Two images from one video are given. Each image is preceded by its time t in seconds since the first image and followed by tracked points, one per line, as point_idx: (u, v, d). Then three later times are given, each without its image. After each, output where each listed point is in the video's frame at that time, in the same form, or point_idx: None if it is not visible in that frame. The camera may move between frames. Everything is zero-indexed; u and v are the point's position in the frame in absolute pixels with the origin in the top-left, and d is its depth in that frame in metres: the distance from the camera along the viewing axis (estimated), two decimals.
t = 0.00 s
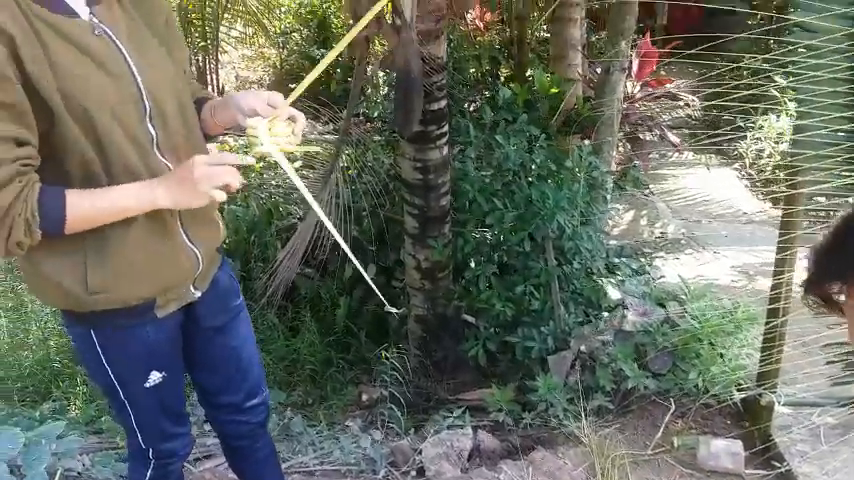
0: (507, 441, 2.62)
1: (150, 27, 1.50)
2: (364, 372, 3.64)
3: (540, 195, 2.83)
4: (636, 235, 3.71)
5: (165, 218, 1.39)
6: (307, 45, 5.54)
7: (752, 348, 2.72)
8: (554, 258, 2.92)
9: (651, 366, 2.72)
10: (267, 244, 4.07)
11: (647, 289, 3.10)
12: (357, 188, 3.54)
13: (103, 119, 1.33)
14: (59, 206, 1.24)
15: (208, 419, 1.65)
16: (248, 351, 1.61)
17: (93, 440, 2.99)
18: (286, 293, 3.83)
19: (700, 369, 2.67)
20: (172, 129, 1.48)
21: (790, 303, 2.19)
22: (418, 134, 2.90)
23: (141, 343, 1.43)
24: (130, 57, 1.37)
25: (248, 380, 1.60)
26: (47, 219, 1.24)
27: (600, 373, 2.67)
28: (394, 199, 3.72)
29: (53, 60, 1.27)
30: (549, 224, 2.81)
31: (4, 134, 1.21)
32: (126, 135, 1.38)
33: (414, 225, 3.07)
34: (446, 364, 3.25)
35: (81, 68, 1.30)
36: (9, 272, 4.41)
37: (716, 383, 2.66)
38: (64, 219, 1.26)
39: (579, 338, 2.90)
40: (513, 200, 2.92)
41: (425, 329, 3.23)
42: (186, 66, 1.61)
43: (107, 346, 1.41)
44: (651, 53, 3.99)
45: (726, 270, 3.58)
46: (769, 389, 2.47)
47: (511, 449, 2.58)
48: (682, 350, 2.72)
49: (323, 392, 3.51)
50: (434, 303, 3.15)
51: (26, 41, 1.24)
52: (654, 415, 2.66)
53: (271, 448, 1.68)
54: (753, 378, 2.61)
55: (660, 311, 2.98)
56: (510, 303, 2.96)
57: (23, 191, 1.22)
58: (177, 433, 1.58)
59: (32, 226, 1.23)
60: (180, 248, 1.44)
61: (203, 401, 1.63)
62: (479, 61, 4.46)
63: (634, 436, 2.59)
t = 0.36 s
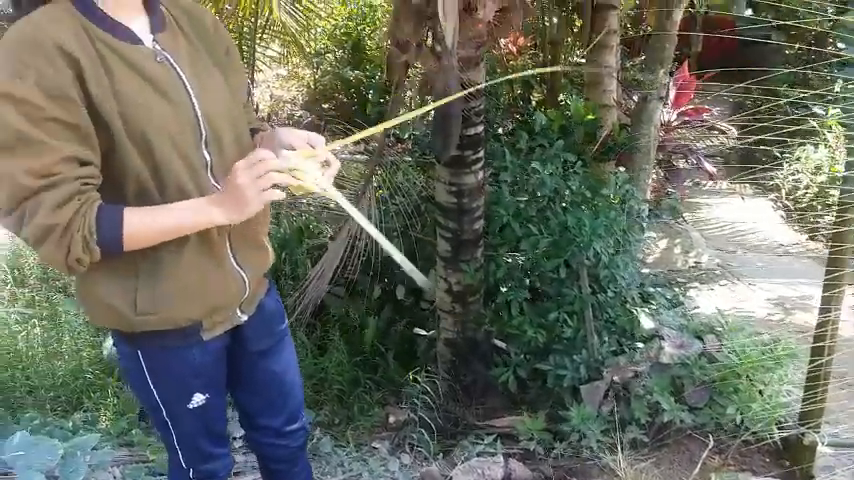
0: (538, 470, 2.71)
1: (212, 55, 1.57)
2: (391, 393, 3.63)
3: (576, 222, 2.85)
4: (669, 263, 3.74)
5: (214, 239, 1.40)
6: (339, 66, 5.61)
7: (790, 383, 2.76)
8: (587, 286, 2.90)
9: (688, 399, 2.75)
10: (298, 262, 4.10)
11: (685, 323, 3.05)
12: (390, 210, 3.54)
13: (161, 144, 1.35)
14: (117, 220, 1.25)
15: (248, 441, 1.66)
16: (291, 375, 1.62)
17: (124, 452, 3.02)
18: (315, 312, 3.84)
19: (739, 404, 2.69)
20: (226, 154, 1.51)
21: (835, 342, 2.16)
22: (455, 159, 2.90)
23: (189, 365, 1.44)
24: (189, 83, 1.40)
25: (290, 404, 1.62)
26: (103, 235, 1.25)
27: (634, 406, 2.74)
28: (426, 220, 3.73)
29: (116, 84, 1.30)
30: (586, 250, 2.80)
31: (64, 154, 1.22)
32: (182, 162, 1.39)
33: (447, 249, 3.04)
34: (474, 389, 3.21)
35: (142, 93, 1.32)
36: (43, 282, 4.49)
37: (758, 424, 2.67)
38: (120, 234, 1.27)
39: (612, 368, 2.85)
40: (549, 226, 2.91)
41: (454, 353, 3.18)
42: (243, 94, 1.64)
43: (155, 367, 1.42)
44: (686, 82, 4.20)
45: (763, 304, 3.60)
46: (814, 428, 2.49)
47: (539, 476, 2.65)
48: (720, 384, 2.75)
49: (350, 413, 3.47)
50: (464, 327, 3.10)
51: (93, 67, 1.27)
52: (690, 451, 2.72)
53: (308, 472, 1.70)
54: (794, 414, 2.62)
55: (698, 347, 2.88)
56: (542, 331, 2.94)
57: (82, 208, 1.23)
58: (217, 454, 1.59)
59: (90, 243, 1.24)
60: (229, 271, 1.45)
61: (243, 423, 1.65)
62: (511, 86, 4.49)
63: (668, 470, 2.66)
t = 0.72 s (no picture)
0: None
1: (249, 77, 1.56)
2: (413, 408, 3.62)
3: (605, 240, 2.82)
4: (695, 282, 3.70)
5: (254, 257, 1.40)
6: (362, 80, 5.66)
7: (820, 408, 2.66)
8: (614, 306, 2.89)
9: (717, 423, 2.69)
10: (320, 275, 4.11)
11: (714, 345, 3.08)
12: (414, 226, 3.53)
13: (205, 163, 1.36)
14: (166, 237, 1.26)
15: (281, 460, 1.67)
16: (326, 394, 1.64)
17: (148, 464, 3.03)
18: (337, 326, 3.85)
19: (770, 430, 2.61)
20: (265, 173, 1.52)
21: None
22: (482, 176, 2.91)
23: (229, 382, 1.45)
24: (231, 103, 1.41)
25: (325, 423, 1.64)
26: (152, 250, 1.26)
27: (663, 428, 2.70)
28: (449, 235, 3.69)
29: (162, 105, 1.30)
30: (615, 269, 2.79)
31: (113, 173, 1.23)
32: (224, 180, 1.40)
33: (472, 265, 3.04)
34: (498, 406, 3.19)
35: (188, 113, 1.33)
36: (68, 291, 4.53)
37: (790, 450, 2.58)
38: (168, 253, 1.27)
39: (637, 387, 2.89)
40: (576, 244, 2.89)
41: (477, 370, 3.18)
42: (280, 113, 1.65)
43: (196, 384, 1.43)
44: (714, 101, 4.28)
45: (790, 325, 3.54)
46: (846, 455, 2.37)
47: None
48: (750, 408, 2.67)
49: (371, 428, 3.44)
50: (488, 344, 3.11)
51: (140, 88, 1.28)
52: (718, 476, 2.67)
53: None
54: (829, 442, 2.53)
55: (728, 369, 2.85)
56: (568, 349, 2.91)
57: (132, 224, 1.24)
58: (254, 473, 1.60)
59: (138, 259, 1.25)
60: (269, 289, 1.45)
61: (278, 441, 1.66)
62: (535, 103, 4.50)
63: None
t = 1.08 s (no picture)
0: None
1: (287, 97, 1.57)
2: (432, 429, 3.59)
3: (633, 264, 2.78)
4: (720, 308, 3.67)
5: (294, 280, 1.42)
6: (385, 99, 5.70)
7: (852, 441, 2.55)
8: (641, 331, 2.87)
9: (746, 452, 2.64)
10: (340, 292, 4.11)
11: (743, 372, 3.05)
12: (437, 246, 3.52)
13: (246, 182, 1.36)
14: (223, 256, 1.25)
15: None
16: (357, 415, 1.64)
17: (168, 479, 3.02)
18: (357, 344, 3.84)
19: (800, 462, 2.50)
20: (301, 194, 1.53)
21: None
22: (508, 197, 2.90)
23: (264, 403, 1.45)
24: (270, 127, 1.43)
25: (357, 445, 1.63)
26: (211, 266, 1.24)
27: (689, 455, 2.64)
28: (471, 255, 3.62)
29: (206, 128, 1.31)
30: (643, 295, 2.74)
31: (166, 188, 1.23)
32: (264, 200, 1.41)
33: (496, 286, 3.02)
34: (519, 429, 3.16)
35: (231, 136, 1.34)
36: (90, 302, 4.55)
37: None
38: (225, 271, 1.26)
39: (660, 414, 2.84)
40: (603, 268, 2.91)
41: (499, 392, 3.15)
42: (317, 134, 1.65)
43: (232, 404, 1.43)
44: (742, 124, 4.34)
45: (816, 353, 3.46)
46: None
47: None
48: (778, 438, 2.61)
49: (390, 447, 3.42)
50: (510, 366, 3.08)
51: (184, 109, 1.29)
52: None
53: None
54: None
55: (755, 397, 2.88)
56: (592, 373, 2.91)
57: (191, 239, 1.22)
58: None
59: (198, 274, 1.23)
60: (306, 310, 1.45)
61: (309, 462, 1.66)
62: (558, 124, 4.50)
63: None
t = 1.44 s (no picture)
0: None
1: (322, 118, 1.58)
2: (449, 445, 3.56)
3: (655, 281, 2.79)
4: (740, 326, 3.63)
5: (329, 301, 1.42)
6: (400, 112, 5.72)
7: None
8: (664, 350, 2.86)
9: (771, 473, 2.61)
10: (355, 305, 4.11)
11: (767, 391, 3.07)
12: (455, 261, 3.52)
13: (288, 205, 1.36)
14: (272, 280, 1.25)
15: None
16: (385, 434, 1.64)
17: None
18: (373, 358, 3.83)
19: None
20: (336, 216, 1.53)
21: None
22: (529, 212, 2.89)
23: (297, 423, 1.45)
24: (309, 149, 1.44)
25: (385, 464, 1.63)
26: (259, 290, 1.24)
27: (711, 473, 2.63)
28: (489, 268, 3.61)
29: (249, 150, 1.31)
30: (667, 313, 2.74)
31: (215, 212, 1.22)
32: (303, 223, 1.41)
33: (515, 301, 3.01)
34: (538, 445, 3.14)
35: (273, 159, 1.35)
36: (106, 313, 4.57)
37: None
38: (273, 294, 1.26)
39: (679, 431, 2.82)
40: (624, 285, 2.89)
41: (517, 409, 3.12)
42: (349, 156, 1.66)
43: (265, 424, 1.43)
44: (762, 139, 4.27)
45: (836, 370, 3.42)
46: None
47: None
48: (806, 460, 2.55)
49: (406, 463, 3.40)
50: (529, 382, 3.06)
51: (230, 131, 1.29)
52: None
53: None
54: None
55: (781, 418, 2.78)
56: (613, 390, 2.91)
57: (240, 264, 1.22)
58: None
59: (247, 298, 1.23)
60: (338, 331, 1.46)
61: None
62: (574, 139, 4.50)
63: None
